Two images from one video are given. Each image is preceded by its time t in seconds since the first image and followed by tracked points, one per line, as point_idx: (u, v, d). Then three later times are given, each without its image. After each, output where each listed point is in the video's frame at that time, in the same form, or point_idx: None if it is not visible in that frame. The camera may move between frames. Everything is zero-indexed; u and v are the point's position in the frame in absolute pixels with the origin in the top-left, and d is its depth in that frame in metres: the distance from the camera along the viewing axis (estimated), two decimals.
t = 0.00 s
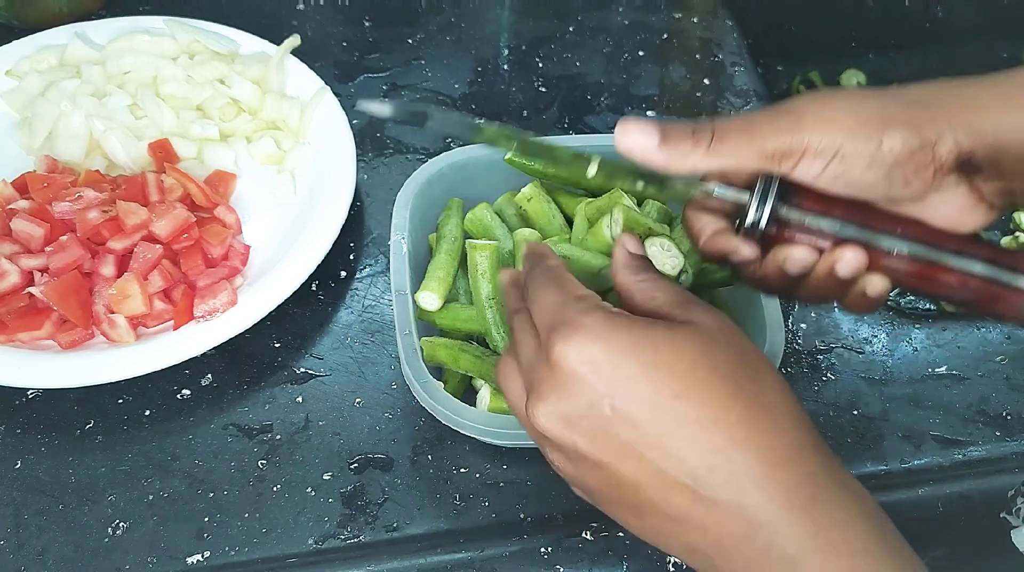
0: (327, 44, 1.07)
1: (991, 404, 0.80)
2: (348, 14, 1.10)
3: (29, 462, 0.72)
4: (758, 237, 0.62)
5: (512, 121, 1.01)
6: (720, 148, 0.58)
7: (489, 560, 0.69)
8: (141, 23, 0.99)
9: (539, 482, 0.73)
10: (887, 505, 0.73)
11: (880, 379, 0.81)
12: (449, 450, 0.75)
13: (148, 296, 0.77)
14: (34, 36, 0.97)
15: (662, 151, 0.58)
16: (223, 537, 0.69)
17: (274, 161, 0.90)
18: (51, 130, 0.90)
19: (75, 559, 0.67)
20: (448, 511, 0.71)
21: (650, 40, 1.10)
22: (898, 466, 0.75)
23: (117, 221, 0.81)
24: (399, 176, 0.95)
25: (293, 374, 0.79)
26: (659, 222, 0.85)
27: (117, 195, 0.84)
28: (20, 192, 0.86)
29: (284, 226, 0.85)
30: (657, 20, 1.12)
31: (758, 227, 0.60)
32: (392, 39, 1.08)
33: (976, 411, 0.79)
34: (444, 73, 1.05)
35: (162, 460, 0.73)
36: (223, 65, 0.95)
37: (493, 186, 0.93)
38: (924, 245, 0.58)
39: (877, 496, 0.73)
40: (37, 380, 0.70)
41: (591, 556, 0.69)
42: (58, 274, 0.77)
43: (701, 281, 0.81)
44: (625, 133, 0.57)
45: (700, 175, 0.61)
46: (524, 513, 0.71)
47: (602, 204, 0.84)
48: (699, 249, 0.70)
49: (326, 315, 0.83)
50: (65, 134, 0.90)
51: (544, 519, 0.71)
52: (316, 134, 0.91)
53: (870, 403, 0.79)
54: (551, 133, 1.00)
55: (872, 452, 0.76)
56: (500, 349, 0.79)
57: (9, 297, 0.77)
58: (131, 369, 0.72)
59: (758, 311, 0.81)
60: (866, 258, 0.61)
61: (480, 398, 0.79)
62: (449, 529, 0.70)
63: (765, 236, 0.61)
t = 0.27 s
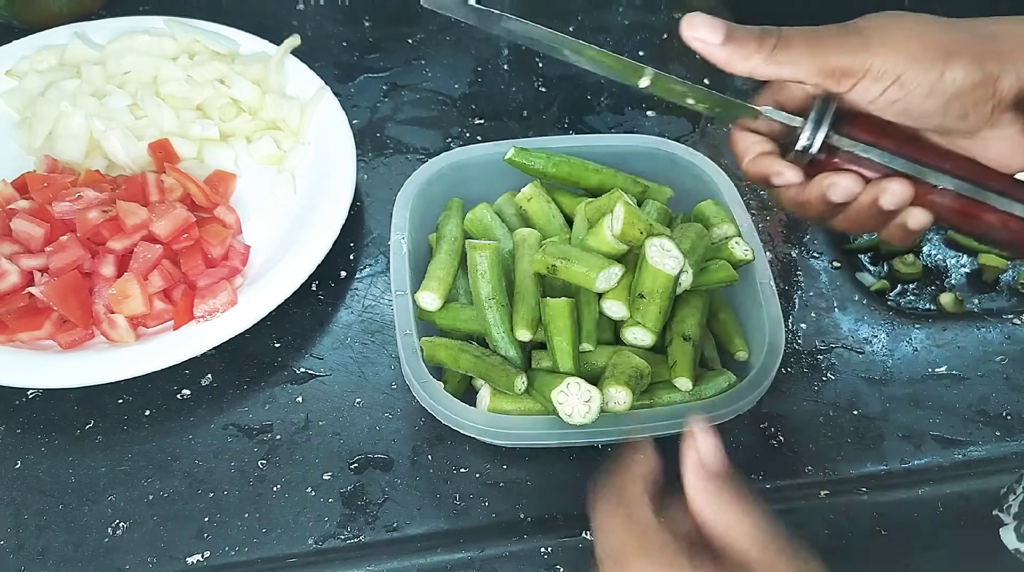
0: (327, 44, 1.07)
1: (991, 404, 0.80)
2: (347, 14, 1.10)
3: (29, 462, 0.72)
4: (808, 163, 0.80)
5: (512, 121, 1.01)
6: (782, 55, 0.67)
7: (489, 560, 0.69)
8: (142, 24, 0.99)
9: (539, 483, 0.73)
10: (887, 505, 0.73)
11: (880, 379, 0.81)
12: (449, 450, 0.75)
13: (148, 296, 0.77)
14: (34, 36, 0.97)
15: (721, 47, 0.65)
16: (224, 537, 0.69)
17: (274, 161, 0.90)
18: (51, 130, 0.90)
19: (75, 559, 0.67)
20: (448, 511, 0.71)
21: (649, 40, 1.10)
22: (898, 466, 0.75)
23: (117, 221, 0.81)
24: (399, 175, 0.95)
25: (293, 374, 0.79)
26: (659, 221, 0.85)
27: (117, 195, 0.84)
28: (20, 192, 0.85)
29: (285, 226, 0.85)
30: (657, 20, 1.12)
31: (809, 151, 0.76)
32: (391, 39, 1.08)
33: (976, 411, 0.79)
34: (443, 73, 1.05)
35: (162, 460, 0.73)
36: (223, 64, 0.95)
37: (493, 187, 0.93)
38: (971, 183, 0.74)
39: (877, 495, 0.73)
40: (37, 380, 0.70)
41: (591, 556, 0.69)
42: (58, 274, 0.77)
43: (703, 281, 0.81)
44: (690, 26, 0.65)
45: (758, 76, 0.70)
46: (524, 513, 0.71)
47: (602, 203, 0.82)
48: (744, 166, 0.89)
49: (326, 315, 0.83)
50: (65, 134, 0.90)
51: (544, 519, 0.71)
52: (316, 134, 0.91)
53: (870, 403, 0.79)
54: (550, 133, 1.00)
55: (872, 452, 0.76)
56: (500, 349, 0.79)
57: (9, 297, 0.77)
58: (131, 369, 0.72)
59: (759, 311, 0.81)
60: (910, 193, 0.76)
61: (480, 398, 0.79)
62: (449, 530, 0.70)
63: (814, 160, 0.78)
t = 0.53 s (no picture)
0: (327, 44, 1.07)
1: (991, 404, 0.80)
2: (347, 14, 1.10)
3: (29, 462, 0.72)
4: (912, 198, 0.81)
5: (512, 121, 1.01)
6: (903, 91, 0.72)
7: (489, 560, 0.68)
8: (141, 24, 0.99)
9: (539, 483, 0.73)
10: (887, 506, 0.73)
11: (880, 379, 0.81)
12: (449, 450, 0.75)
13: (148, 296, 0.77)
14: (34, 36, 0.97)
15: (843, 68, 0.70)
16: (224, 537, 0.69)
17: (274, 161, 0.90)
18: (51, 130, 0.90)
19: (75, 559, 0.67)
20: (448, 510, 0.71)
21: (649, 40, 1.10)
22: (898, 466, 0.75)
23: (117, 221, 0.81)
24: (400, 175, 0.95)
25: (293, 374, 0.79)
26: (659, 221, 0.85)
27: (117, 195, 0.84)
28: (20, 192, 0.86)
29: (285, 226, 0.85)
30: (657, 19, 1.12)
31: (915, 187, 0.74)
32: (392, 38, 1.08)
33: (976, 411, 0.79)
34: (443, 73, 1.05)
35: (162, 460, 0.73)
36: (223, 64, 0.95)
37: (493, 187, 0.93)
38: (1003, 207, 0.73)
39: (877, 495, 0.73)
40: (37, 380, 0.70)
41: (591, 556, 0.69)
42: (58, 274, 0.77)
43: (702, 281, 0.81)
44: (818, 57, 0.70)
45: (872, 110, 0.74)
46: (524, 513, 0.71)
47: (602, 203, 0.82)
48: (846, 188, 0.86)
49: (326, 315, 0.83)
50: (65, 134, 0.90)
51: (544, 519, 0.71)
52: (316, 134, 0.91)
53: (870, 403, 0.79)
54: (551, 133, 1.00)
55: (871, 452, 0.76)
56: (500, 349, 0.79)
57: (10, 297, 0.77)
58: (131, 369, 0.72)
59: (759, 311, 0.81)
60: (1006, 237, 0.76)
61: (480, 397, 0.79)
62: (449, 530, 0.70)
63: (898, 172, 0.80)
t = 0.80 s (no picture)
0: (327, 44, 1.07)
1: (991, 404, 0.80)
2: (347, 14, 1.10)
3: (29, 462, 0.72)
4: None
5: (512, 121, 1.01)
6: None
7: (489, 560, 0.68)
8: (141, 23, 0.99)
9: (539, 483, 0.73)
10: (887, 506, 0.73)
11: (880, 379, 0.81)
12: (449, 450, 0.75)
13: (148, 296, 0.77)
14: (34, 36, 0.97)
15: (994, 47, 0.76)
16: (223, 537, 0.69)
17: (274, 161, 0.90)
18: (51, 130, 0.90)
19: (75, 559, 0.67)
20: (448, 510, 0.71)
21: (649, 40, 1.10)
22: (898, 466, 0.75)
23: (117, 221, 0.81)
24: (400, 175, 0.95)
25: (293, 374, 0.79)
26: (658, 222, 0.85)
27: (117, 195, 0.84)
28: (20, 192, 0.86)
29: (284, 226, 0.85)
30: (657, 20, 1.12)
31: None
32: (391, 38, 1.08)
33: (976, 411, 0.79)
34: (443, 73, 1.05)
35: (162, 460, 0.73)
36: (223, 64, 0.95)
37: (493, 187, 0.94)
38: None
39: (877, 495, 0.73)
40: (37, 380, 0.70)
41: (591, 556, 0.69)
42: (58, 274, 0.77)
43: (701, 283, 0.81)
44: (974, 35, 0.76)
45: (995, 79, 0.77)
46: (524, 512, 0.71)
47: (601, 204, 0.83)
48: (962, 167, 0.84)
49: (326, 315, 0.83)
50: (65, 134, 0.90)
51: (544, 519, 0.71)
52: (316, 134, 0.91)
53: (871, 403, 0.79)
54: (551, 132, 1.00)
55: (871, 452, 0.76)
56: (499, 348, 0.79)
57: (10, 297, 0.77)
58: (131, 369, 0.72)
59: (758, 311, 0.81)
60: None
61: (480, 398, 0.79)
62: (449, 530, 0.70)
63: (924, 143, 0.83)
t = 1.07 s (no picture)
0: (327, 44, 1.07)
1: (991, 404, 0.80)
2: (347, 14, 1.10)
3: (29, 462, 0.72)
4: None
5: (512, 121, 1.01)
6: None
7: (489, 560, 0.68)
8: (141, 23, 0.99)
9: (539, 483, 0.73)
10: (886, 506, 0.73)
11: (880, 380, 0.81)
12: (449, 450, 0.75)
13: (148, 296, 0.77)
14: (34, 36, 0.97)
15: None
16: (223, 537, 0.69)
17: (274, 161, 0.90)
18: (51, 130, 0.90)
19: (75, 559, 0.67)
20: (448, 510, 0.71)
21: (650, 39, 1.10)
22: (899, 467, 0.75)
23: (117, 221, 0.81)
24: (400, 175, 0.95)
25: (293, 374, 0.79)
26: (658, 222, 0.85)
27: (117, 195, 0.84)
28: (20, 192, 0.86)
29: (284, 225, 0.85)
30: (658, 19, 1.12)
31: None
32: (391, 38, 1.08)
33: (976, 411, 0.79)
34: (443, 73, 1.05)
35: (162, 460, 0.73)
36: (223, 64, 0.95)
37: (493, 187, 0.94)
38: None
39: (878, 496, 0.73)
40: (38, 380, 0.70)
41: (591, 556, 0.69)
42: (58, 274, 0.77)
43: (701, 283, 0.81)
44: None
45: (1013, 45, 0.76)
46: (524, 513, 0.71)
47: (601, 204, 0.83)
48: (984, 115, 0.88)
49: (326, 315, 0.83)
50: (65, 134, 0.90)
51: (544, 519, 0.71)
52: (316, 134, 0.91)
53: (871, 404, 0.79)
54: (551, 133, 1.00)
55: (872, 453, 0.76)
56: (499, 349, 0.79)
57: (10, 297, 0.77)
58: (132, 369, 0.72)
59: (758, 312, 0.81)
60: None
61: (480, 398, 0.79)
62: (449, 529, 0.70)
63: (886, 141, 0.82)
